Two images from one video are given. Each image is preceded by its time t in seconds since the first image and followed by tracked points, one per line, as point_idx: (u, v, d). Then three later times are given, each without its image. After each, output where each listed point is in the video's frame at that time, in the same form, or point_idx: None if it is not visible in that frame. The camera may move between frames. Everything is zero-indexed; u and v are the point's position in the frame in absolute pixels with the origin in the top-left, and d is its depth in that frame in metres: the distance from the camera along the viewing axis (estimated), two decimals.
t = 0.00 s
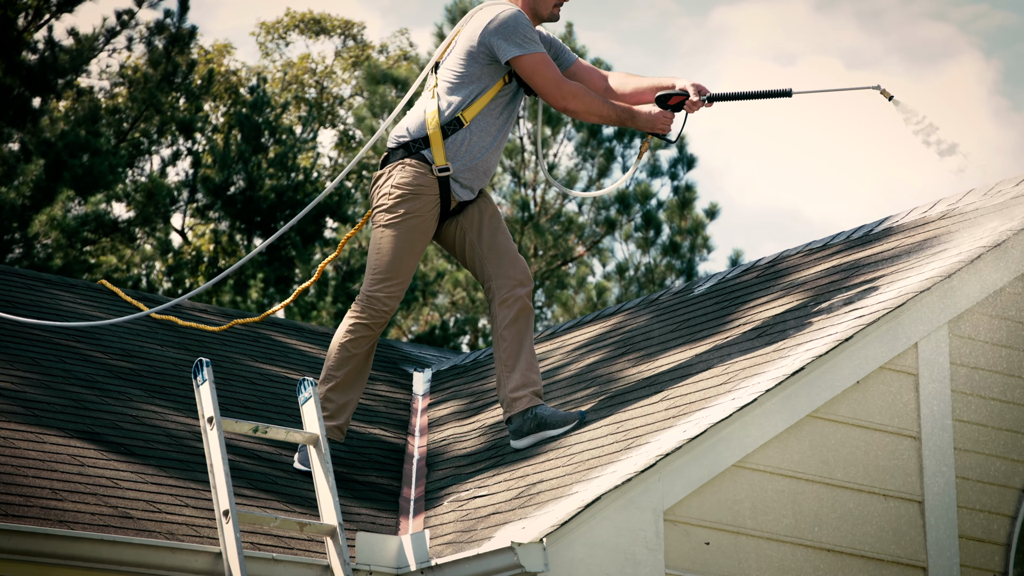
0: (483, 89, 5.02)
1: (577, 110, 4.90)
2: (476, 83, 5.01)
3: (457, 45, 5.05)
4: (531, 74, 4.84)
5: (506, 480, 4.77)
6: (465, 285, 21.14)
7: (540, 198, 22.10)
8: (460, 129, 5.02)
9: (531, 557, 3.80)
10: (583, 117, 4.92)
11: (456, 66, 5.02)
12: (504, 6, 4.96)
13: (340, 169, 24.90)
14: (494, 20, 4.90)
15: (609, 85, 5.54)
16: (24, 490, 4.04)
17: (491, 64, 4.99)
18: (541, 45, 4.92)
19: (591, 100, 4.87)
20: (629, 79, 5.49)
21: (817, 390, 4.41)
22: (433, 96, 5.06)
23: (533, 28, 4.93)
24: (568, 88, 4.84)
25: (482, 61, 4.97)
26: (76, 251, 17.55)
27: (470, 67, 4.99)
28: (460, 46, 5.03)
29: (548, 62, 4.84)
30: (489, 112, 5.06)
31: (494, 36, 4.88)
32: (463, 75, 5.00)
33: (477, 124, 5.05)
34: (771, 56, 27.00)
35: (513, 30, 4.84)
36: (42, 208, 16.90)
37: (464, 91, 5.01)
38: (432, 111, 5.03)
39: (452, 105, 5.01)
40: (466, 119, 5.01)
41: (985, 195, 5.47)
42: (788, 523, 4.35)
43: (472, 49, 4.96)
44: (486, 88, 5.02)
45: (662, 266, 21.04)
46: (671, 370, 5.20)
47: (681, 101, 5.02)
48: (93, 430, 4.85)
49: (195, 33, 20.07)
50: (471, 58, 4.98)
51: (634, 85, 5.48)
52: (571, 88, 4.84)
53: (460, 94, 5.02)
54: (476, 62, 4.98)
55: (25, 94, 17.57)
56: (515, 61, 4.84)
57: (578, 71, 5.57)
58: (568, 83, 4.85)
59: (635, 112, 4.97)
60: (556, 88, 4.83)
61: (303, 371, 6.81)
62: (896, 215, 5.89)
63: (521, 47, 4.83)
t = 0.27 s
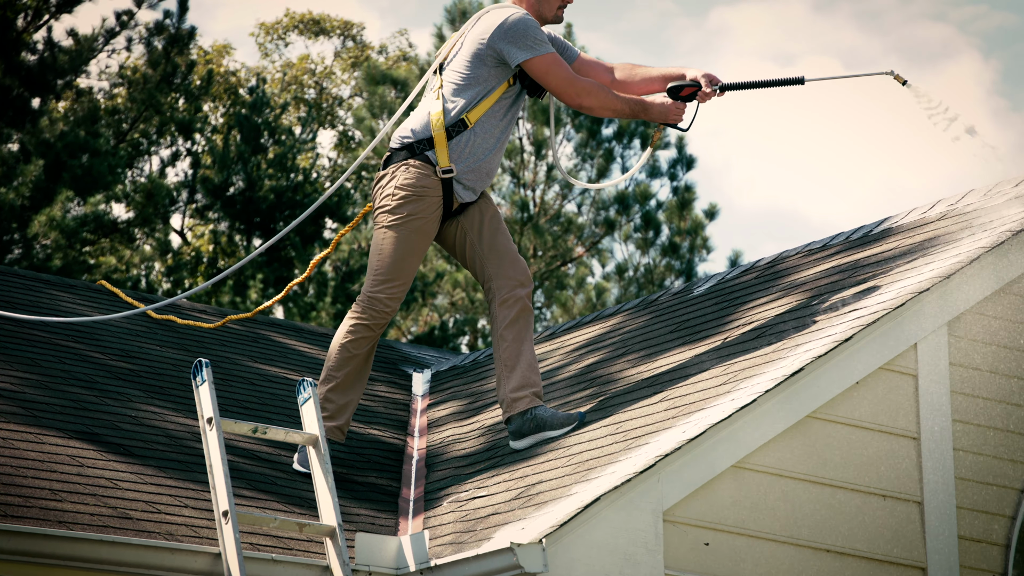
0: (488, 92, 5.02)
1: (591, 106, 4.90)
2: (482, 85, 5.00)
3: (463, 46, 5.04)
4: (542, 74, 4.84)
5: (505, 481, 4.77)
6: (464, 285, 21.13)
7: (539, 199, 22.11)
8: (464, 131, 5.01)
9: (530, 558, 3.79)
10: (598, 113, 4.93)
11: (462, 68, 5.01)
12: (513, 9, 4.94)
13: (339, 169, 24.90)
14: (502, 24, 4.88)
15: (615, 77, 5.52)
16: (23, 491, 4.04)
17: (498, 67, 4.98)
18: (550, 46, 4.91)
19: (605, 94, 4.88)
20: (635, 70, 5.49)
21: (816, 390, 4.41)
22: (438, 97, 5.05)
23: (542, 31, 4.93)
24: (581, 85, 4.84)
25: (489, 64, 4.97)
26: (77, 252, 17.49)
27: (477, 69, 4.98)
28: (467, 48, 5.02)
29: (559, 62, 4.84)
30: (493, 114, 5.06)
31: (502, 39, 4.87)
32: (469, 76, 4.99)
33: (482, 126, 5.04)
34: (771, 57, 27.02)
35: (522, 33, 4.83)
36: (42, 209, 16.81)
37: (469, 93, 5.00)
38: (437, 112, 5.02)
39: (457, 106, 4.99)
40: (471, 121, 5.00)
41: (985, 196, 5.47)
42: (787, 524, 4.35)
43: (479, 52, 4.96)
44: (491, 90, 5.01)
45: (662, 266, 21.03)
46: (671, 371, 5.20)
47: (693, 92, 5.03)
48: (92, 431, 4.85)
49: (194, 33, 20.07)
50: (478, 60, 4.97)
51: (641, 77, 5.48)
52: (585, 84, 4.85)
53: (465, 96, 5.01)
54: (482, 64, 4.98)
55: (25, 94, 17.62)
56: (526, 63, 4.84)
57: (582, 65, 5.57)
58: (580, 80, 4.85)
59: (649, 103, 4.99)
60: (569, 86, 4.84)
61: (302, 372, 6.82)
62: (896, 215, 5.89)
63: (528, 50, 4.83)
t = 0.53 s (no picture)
0: (489, 93, 5.03)
1: (602, 101, 4.90)
2: (485, 86, 5.01)
3: (467, 47, 5.03)
4: (550, 75, 4.84)
5: (505, 481, 4.77)
6: (464, 286, 21.12)
7: (539, 199, 22.12)
8: (466, 131, 5.01)
9: (529, 559, 3.79)
10: (609, 108, 4.94)
11: (466, 70, 5.01)
12: (519, 12, 4.93)
13: (339, 170, 24.90)
14: (508, 27, 4.87)
15: (619, 70, 5.51)
16: (22, 492, 4.04)
17: (502, 69, 4.99)
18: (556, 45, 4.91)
19: (614, 89, 4.89)
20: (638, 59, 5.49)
21: (815, 391, 4.41)
22: (440, 98, 5.04)
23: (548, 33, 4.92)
24: (591, 82, 4.84)
25: (493, 66, 4.97)
26: (77, 253, 17.34)
27: (480, 71, 4.98)
28: (470, 50, 5.01)
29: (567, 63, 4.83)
30: (495, 115, 5.07)
31: (508, 42, 4.86)
32: (472, 78, 4.99)
33: (484, 127, 5.05)
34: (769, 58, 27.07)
35: (529, 35, 4.82)
36: (41, 209, 16.73)
37: (472, 95, 5.01)
38: (439, 113, 5.01)
39: (459, 108, 5.00)
40: (472, 122, 5.01)
41: (984, 196, 5.48)
42: (787, 524, 4.35)
43: (483, 54, 4.95)
44: (493, 92, 5.03)
45: (661, 267, 21.01)
46: (671, 371, 5.20)
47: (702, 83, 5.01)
48: (92, 431, 4.85)
49: (193, 34, 20.06)
50: (481, 62, 4.97)
51: (644, 67, 5.49)
52: (595, 79, 4.84)
53: (468, 98, 5.01)
54: (486, 66, 4.98)
55: (25, 95, 17.68)
56: (534, 65, 4.84)
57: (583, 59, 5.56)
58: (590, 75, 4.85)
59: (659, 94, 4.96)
60: (579, 83, 4.83)
61: (302, 372, 6.82)
62: (896, 216, 5.90)
63: (534, 53, 4.82)
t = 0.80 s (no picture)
0: (490, 94, 5.03)
1: (607, 97, 4.91)
2: (486, 87, 5.01)
3: (469, 48, 5.02)
4: (554, 76, 4.86)
5: (504, 482, 4.76)
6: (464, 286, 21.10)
7: (539, 200, 22.12)
8: (467, 132, 5.02)
9: (529, 559, 3.79)
10: (613, 103, 4.94)
11: (467, 71, 5.00)
12: (523, 14, 4.93)
13: (339, 171, 24.89)
14: (512, 29, 4.87)
15: (622, 63, 5.51)
16: (22, 493, 4.04)
17: (503, 70, 4.99)
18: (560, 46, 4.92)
19: (619, 84, 4.88)
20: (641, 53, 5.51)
21: (815, 391, 4.41)
22: (441, 98, 5.03)
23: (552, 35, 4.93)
24: (597, 79, 4.85)
25: (494, 67, 4.97)
26: (77, 253, 17.17)
27: (481, 73, 4.98)
28: (472, 50, 5.00)
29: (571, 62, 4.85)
30: (495, 116, 5.07)
31: (511, 43, 4.87)
32: (473, 79, 4.99)
33: (484, 127, 5.05)
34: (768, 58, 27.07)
35: (532, 36, 4.82)
36: (41, 210, 16.65)
37: (473, 95, 5.01)
38: (439, 113, 5.01)
39: (460, 108, 5.00)
40: (473, 122, 5.01)
41: (984, 197, 5.48)
42: (787, 525, 4.35)
43: (485, 55, 4.95)
44: (494, 94, 5.03)
45: (661, 267, 20.98)
46: (671, 371, 5.20)
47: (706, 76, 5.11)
48: (91, 432, 4.84)
49: (193, 34, 20.05)
50: (483, 63, 4.97)
51: (646, 61, 5.51)
52: (599, 75, 4.85)
53: (469, 98, 5.01)
54: (488, 67, 4.97)
55: (24, 96, 17.69)
56: (537, 65, 4.86)
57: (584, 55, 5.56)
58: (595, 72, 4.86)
59: (664, 87, 4.97)
60: (583, 80, 4.85)
61: (301, 373, 6.81)
62: (895, 216, 5.90)
63: (538, 54, 4.83)
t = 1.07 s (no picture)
0: (489, 95, 5.04)
1: (606, 98, 4.91)
2: (485, 87, 5.01)
3: (469, 49, 5.03)
4: (555, 77, 4.87)
5: (504, 483, 4.76)
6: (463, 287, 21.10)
7: (538, 200, 22.13)
8: (465, 132, 5.02)
9: (529, 559, 3.79)
10: (612, 103, 4.96)
11: (466, 72, 5.01)
12: (523, 15, 4.94)
13: (338, 171, 24.90)
14: (511, 31, 4.87)
15: (621, 63, 5.50)
16: (22, 493, 4.04)
17: (502, 72, 4.99)
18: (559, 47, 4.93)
19: (618, 85, 4.89)
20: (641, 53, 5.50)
21: (815, 391, 4.41)
22: (439, 98, 5.03)
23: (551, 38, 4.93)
24: (596, 79, 4.86)
25: (493, 68, 4.97)
26: (76, 253, 17.15)
27: (480, 74, 4.99)
28: (471, 52, 5.01)
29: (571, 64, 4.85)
30: (494, 117, 5.08)
31: (510, 45, 4.87)
32: (472, 80, 5.00)
33: (482, 128, 5.05)
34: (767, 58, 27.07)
35: (531, 38, 4.83)
36: (41, 210, 16.63)
37: (472, 96, 5.01)
38: (437, 112, 5.01)
39: (458, 109, 5.00)
40: (472, 122, 5.01)
41: (984, 197, 5.48)
42: (787, 525, 4.35)
43: (484, 56, 4.95)
44: (493, 95, 5.04)
45: (661, 268, 20.97)
46: (671, 372, 5.20)
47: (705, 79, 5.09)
48: (91, 433, 4.84)
49: (193, 34, 20.05)
50: (482, 64, 4.97)
51: (646, 60, 5.50)
52: (598, 77, 4.86)
53: (467, 99, 5.01)
54: (487, 69, 4.98)
55: (24, 96, 17.69)
56: (536, 68, 4.87)
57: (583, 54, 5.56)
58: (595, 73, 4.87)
59: (663, 88, 4.98)
60: (582, 82, 4.85)
61: (301, 373, 6.81)
62: (895, 217, 5.90)
63: (538, 56, 4.84)
